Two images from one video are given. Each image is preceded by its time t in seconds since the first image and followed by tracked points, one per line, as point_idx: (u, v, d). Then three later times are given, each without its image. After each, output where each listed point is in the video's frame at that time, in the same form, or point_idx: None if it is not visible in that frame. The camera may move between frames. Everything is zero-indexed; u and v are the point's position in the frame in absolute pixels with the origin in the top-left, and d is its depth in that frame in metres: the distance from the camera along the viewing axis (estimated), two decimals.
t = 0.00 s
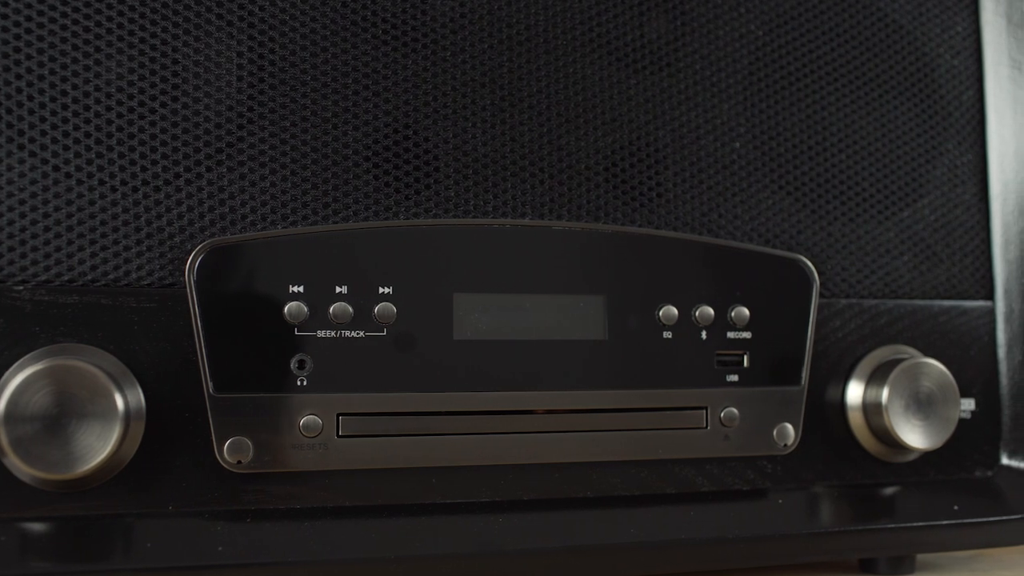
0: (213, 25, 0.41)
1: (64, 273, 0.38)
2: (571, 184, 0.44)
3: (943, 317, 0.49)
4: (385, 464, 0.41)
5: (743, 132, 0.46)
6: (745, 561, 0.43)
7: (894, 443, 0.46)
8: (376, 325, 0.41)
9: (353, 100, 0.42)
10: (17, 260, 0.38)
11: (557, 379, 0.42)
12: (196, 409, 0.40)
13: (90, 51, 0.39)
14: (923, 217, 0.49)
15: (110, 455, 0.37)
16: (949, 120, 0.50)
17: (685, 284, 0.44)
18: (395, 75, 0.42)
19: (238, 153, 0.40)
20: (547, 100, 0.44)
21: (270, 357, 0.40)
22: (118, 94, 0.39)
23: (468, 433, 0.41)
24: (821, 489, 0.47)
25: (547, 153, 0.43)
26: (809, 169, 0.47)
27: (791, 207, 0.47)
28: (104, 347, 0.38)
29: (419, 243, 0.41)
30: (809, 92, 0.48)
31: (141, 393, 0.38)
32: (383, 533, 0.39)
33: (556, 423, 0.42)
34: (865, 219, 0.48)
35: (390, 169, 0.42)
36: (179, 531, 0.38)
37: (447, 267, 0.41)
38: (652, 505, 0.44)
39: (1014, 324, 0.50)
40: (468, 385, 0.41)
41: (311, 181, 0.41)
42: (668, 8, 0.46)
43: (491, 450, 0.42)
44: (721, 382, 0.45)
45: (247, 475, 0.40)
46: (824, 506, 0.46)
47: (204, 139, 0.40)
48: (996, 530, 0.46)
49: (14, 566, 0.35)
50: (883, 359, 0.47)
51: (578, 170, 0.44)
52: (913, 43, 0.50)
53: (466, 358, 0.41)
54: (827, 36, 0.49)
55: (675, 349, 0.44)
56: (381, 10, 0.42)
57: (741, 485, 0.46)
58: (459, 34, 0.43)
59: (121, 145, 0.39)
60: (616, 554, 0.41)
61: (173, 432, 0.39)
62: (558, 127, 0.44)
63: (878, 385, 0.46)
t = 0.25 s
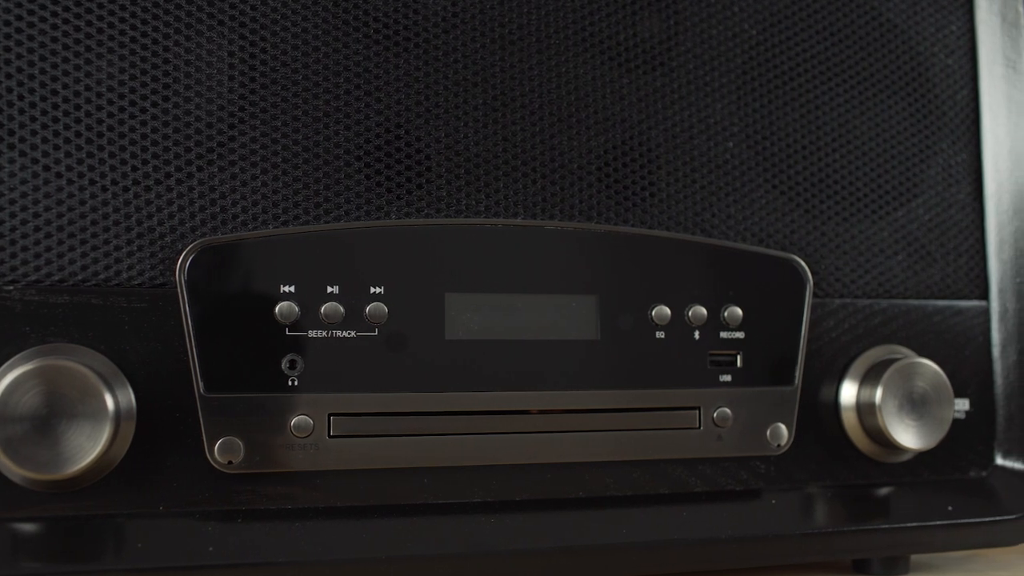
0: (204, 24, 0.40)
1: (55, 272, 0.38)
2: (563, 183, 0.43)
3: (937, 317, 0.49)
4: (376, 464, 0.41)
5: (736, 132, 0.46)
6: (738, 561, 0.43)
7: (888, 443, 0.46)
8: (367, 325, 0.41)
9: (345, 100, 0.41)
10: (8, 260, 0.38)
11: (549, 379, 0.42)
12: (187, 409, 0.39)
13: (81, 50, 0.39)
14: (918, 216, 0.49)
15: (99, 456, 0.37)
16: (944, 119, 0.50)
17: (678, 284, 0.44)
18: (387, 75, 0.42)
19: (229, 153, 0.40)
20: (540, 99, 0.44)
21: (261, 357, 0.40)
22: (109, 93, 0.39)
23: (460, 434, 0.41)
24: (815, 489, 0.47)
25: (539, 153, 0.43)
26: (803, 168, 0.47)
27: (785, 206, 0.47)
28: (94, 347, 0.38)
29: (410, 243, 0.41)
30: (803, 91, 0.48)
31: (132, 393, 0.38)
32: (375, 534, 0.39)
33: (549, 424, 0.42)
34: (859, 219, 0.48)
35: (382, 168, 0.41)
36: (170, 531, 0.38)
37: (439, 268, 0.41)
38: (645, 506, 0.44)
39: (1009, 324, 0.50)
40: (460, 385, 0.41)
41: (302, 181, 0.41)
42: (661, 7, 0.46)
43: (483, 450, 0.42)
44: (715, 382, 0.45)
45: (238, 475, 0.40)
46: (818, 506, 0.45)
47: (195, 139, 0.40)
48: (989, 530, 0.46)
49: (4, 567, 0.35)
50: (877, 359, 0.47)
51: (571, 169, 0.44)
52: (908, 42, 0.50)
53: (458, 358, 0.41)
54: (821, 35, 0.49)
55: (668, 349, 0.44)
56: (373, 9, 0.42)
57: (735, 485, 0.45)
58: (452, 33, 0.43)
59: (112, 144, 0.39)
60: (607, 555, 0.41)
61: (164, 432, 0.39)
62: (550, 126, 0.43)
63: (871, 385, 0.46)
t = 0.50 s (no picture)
0: (194, 23, 0.40)
1: (45, 272, 0.38)
2: (555, 183, 0.43)
3: (931, 316, 0.49)
4: (367, 464, 0.40)
5: (730, 131, 0.46)
6: (730, 561, 0.43)
7: (881, 443, 0.46)
8: (358, 325, 0.41)
9: (336, 99, 0.41)
10: None
11: (541, 379, 0.42)
12: (177, 410, 0.39)
13: (71, 49, 0.39)
14: (912, 216, 0.49)
15: (89, 456, 0.37)
16: (938, 119, 0.50)
17: (670, 284, 0.44)
18: (378, 74, 0.42)
19: (220, 152, 0.40)
20: (532, 99, 0.43)
21: (252, 357, 0.40)
22: (99, 93, 0.39)
23: (451, 434, 0.41)
24: (809, 489, 0.47)
25: (532, 153, 0.43)
26: (797, 168, 0.47)
27: (778, 206, 0.47)
28: (85, 347, 0.38)
29: (402, 243, 0.41)
30: (796, 91, 0.48)
31: (122, 393, 0.38)
32: (367, 534, 0.39)
33: (540, 424, 0.42)
34: (853, 218, 0.48)
35: (373, 168, 0.41)
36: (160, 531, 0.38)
37: (430, 268, 0.41)
38: (637, 506, 0.43)
39: (1003, 324, 0.50)
40: (452, 385, 0.41)
41: (294, 181, 0.41)
42: (654, 6, 0.46)
43: (474, 450, 0.42)
44: (707, 382, 0.44)
45: (229, 475, 0.40)
46: (811, 507, 0.45)
47: (186, 138, 0.40)
48: (983, 531, 0.46)
49: None
50: (870, 359, 0.47)
51: (563, 169, 0.43)
52: (903, 41, 0.50)
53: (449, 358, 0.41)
54: (814, 35, 0.48)
55: (660, 349, 0.44)
56: (364, 8, 0.42)
57: (728, 485, 0.45)
58: (443, 33, 0.43)
59: (102, 144, 0.39)
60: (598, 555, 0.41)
61: (154, 432, 0.39)
62: (542, 126, 0.43)
63: (865, 385, 0.46)
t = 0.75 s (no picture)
0: (186, 23, 0.40)
1: (37, 272, 0.38)
2: (548, 182, 0.43)
3: (926, 316, 0.49)
4: (359, 465, 0.40)
5: (723, 131, 0.46)
6: (723, 561, 0.43)
7: (875, 444, 0.46)
8: (350, 325, 0.40)
9: (328, 99, 0.41)
10: None
11: (534, 379, 0.42)
12: (169, 410, 0.39)
13: (62, 49, 0.39)
14: (906, 216, 0.49)
15: (80, 456, 0.36)
16: (933, 118, 0.50)
17: (664, 284, 0.44)
18: (370, 74, 0.42)
19: (212, 152, 0.40)
20: (525, 98, 0.43)
21: (244, 357, 0.40)
22: (90, 93, 0.39)
23: (444, 434, 0.41)
24: (803, 490, 0.47)
25: (525, 152, 0.43)
26: (791, 167, 0.47)
27: (772, 206, 0.47)
28: (76, 347, 0.38)
29: (394, 243, 0.41)
30: (790, 90, 0.47)
31: (113, 393, 0.38)
32: (359, 535, 0.39)
33: (533, 424, 0.42)
34: (847, 218, 0.48)
35: (365, 168, 0.41)
36: (152, 531, 0.38)
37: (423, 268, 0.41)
38: (630, 507, 0.43)
39: (998, 324, 0.50)
40: (444, 386, 0.41)
41: (285, 181, 0.41)
42: (648, 5, 0.46)
43: (466, 451, 0.41)
44: (700, 383, 0.44)
45: (220, 476, 0.39)
46: (804, 507, 0.45)
47: (177, 138, 0.40)
48: (977, 531, 0.46)
49: None
50: (865, 359, 0.47)
51: (556, 169, 0.43)
52: (897, 40, 0.50)
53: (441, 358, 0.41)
54: (809, 34, 0.48)
55: (653, 349, 0.44)
56: (356, 8, 0.42)
57: (721, 486, 0.45)
58: (436, 32, 0.43)
59: (93, 143, 0.39)
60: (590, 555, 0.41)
61: (145, 432, 0.39)
62: (535, 126, 0.43)
63: (858, 385, 0.45)
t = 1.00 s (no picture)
0: (175, 22, 0.40)
1: (25, 272, 0.38)
2: (538, 182, 0.43)
3: (918, 316, 0.49)
4: (348, 465, 0.40)
5: (715, 131, 0.46)
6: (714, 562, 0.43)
7: (867, 444, 0.46)
8: (339, 325, 0.40)
9: (318, 98, 0.41)
10: None
11: (524, 379, 0.42)
12: (157, 410, 0.39)
13: (50, 48, 0.39)
14: (899, 215, 0.49)
15: (67, 456, 0.36)
16: (926, 118, 0.50)
17: (655, 283, 0.44)
18: (360, 73, 0.42)
19: (201, 152, 0.40)
20: (515, 98, 0.43)
21: (232, 357, 0.39)
22: (79, 92, 0.39)
23: (433, 434, 0.41)
24: (795, 490, 0.46)
25: (515, 152, 0.43)
26: (783, 167, 0.47)
27: (764, 206, 0.46)
28: (64, 347, 0.38)
29: (383, 243, 0.41)
30: (783, 90, 0.47)
31: (101, 393, 0.38)
32: (348, 535, 0.39)
33: (523, 424, 0.42)
34: (840, 218, 0.48)
35: (355, 167, 0.41)
36: (140, 532, 0.38)
37: (412, 268, 0.41)
38: (621, 507, 0.43)
39: (990, 323, 0.50)
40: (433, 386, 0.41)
41: (275, 180, 0.40)
42: (639, 4, 0.46)
43: (456, 451, 0.41)
44: (692, 383, 0.44)
45: (209, 476, 0.39)
46: (796, 508, 0.45)
47: (166, 138, 0.39)
48: (969, 532, 0.46)
49: None
50: (857, 359, 0.47)
51: (546, 168, 0.43)
52: (890, 39, 0.50)
53: (431, 359, 0.41)
54: (801, 33, 0.48)
55: (644, 349, 0.44)
56: (346, 7, 0.42)
57: (713, 486, 0.45)
58: (426, 31, 0.42)
59: (82, 143, 0.39)
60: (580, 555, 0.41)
61: (133, 432, 0.39)
62: (526, 125, 0.43)
63: (850, 385, 0.45)
